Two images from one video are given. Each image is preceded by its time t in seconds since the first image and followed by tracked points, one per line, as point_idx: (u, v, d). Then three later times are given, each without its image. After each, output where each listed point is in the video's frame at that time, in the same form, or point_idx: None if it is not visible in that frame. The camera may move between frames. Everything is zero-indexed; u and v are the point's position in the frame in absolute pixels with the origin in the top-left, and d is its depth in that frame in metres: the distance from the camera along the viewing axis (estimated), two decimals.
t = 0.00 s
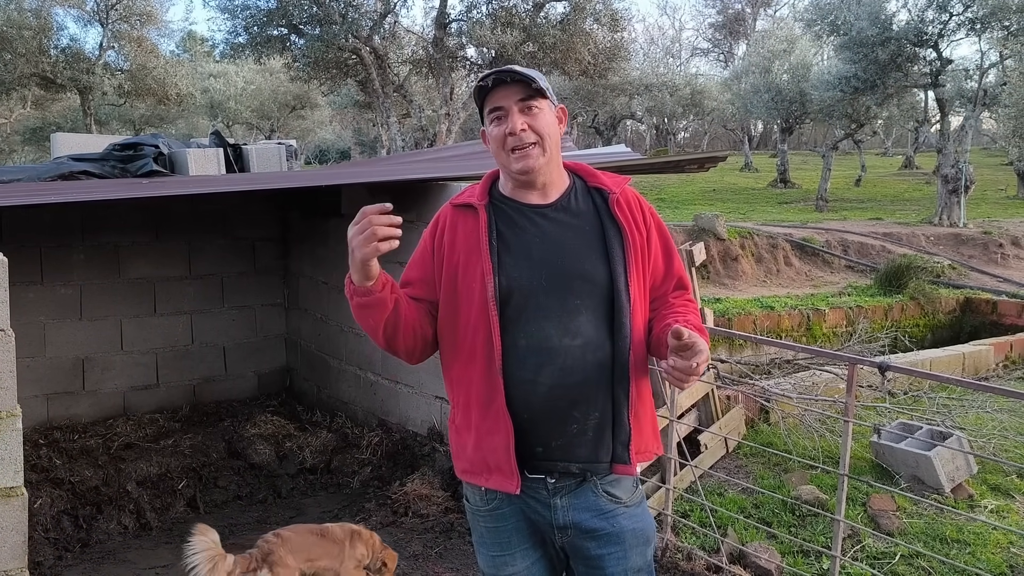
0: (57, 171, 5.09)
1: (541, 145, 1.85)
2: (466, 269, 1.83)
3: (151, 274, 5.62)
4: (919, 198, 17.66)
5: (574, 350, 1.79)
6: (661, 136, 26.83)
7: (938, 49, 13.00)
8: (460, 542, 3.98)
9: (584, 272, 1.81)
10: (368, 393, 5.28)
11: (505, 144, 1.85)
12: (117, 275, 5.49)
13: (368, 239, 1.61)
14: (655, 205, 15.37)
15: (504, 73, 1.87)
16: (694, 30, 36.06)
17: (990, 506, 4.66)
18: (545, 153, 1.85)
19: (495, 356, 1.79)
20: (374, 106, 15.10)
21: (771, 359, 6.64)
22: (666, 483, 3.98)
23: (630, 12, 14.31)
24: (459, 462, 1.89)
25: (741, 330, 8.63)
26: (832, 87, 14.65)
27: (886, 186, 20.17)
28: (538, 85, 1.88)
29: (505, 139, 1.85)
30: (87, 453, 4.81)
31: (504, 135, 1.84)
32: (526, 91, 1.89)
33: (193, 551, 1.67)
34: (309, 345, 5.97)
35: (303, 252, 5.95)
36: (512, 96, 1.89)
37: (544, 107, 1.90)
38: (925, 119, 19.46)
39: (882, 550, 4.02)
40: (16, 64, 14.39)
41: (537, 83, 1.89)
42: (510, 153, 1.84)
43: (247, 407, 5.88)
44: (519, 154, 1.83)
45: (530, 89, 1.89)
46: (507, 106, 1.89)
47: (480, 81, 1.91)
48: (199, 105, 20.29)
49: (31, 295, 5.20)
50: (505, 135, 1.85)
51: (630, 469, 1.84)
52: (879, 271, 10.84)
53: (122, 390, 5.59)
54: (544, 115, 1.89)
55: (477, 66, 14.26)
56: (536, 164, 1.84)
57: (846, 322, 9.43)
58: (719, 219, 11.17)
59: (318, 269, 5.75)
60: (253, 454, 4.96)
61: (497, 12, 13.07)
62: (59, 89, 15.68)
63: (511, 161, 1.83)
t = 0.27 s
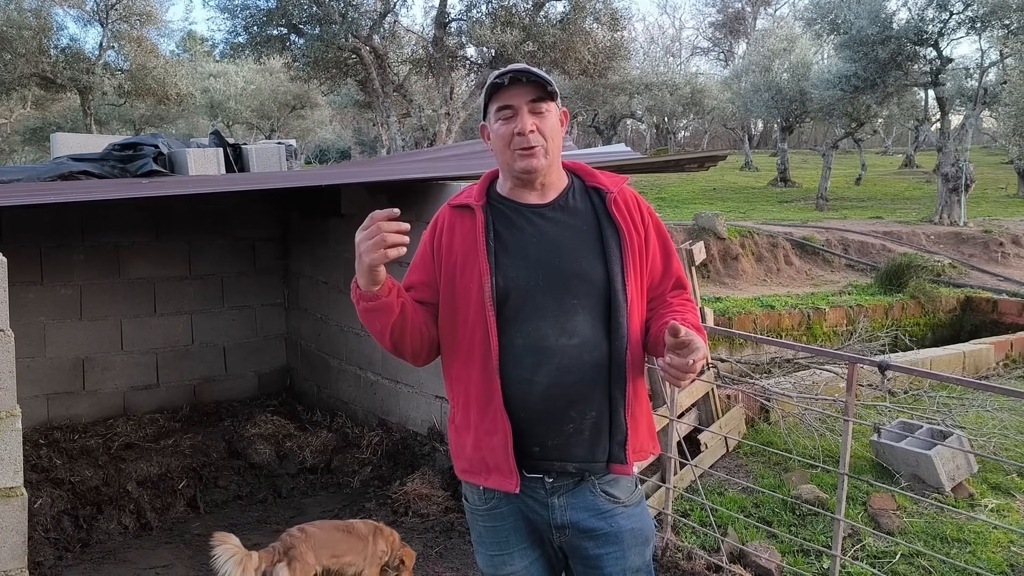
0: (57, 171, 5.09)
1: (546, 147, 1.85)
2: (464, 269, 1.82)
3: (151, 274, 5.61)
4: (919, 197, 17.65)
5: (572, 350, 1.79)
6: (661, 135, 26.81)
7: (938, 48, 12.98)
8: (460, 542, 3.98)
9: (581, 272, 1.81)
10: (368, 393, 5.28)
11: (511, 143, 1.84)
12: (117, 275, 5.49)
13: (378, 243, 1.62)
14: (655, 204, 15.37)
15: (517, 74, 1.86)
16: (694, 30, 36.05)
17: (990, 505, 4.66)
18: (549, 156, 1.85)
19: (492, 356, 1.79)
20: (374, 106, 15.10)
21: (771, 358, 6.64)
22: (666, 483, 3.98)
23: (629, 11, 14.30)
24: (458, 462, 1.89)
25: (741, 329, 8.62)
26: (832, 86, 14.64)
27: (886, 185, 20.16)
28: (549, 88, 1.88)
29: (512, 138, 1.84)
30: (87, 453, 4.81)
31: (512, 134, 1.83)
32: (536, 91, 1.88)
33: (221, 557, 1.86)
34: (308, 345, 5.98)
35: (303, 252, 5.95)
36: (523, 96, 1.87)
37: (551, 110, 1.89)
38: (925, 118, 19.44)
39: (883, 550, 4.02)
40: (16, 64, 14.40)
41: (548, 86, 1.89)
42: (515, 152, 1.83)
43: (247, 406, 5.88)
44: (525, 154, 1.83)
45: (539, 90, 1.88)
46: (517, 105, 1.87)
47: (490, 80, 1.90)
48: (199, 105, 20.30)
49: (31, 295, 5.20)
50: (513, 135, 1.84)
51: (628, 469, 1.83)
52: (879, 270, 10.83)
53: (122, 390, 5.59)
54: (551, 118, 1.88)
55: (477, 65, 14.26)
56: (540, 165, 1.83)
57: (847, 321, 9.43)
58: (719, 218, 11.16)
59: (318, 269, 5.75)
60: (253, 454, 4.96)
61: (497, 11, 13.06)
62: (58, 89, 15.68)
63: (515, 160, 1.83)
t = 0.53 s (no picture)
0: (57, 171, 5.08)
1: (563, 152, 1.84)
2: (463, 265, 1.82)
3: (151, 273, 5.61)
4: (919, 196, 17.63)
5: (570, 348, 1.79)
6: (662, 134, 26.80)
7: (938, 47, 12.96)
8: (460, 541, 3.98)
9: (579, 271, 1.81)
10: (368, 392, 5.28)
11: (531, 141, 1.82)
12: (117, 274, 5.49)
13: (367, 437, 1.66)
14: (655, 203, 15.37)
15: (559, 78, 1.82)
16: (695, 29, 36.04)
17: (991, 504, 4.65)
18: (565, 162, 1.85)
19: (490, 353, 1.79)
20: (375, 105, 15.10)
21: (771, 358, 6.64)
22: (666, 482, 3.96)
23: (630, 10, 14.29)
24: (454, 458, 1.89)
25: (741, 329, 8.61)
26: (832, 86, 14.63)
27: (887, 184, 20.14)
28: (580, 92, 1.86)
29: (534, 137, 1.83)
30: (87, 453, 4.81)
31: (536, 134, 1.82)
32: (566, 96, 1.87)
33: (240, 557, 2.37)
34: (309, 344, 5.97)
35: (304, 251, 5.95)
36: (553, 99, 1.85)
37: (572, 119, 1.89)
38: (926, 116, 19.42)
39: (883, 549, 4.02)
40: (17, 63, 14.41)
41: (578, 90, 1.86)
42: (533, 151, 1.82)
43: (247, 406, 5.88)
44: (543, 156, 1.82)
45: (570, 95, 1.87)
46: (546, 105, 1.85)
47: (517, 76, 1.85)
48: (199, 104, 20.30)
49: (31, 295, 5.20)
50: (536, 134, 1.82)
51: (625, 469, 1.82)
52: (880, 269, 10.83)
53: (122, 389, 5.59)
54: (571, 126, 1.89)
55: (477, 65, 14.26)
56: (555, 168, 1.83)
57: (847, 320, 9.42)
58: (720, 217, 11.15)
59: (319, 268, 5.75)
60: (253, 453, 4.95)
61: (497, 10, 13.05)
62: (59, 88, 15.69)
63: (532, 159, 1.82)
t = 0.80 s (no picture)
0: (58, 171, 5.09)
1: (574, 162, 1.84)
2: (463, 269, 1.83)
3: (153, 272, 5.62)
4: (921, 195, 17.61)
5: (577, 349, 1.78)
6: (663, 133, 26.79)
7: (940, 45, 12.94)
8: (461, 540, 3.99)
9: (585, 273, 1.81)
10: (370, 391, 5.29)
11: (546, 148, 1.81)
12: (119, 274, 5.50)
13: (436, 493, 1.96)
14: (656, 202, 15.36)
15: (586, 91, 1.81)
16: (696, 28, 36.01)
17: (992, 503, 4.65)
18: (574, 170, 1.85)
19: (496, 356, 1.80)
20: (376, 104, 15.10)
21: (773, 357, 6.64)
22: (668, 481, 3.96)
23: (631, 9, 14.28)
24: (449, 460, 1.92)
25: (742, 328, 8.62)
26: (833, 84, 14.61)
27: (889, 183, 20.11)
28: (600, 102, 1.85)
29: (549, 145, 1.81)
30: (89, 452, 4.81)
31: (553, 141, 1.81)
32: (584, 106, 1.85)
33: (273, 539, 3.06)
34: (310, 343, 5.98)
35: (305, 250, 5.95)
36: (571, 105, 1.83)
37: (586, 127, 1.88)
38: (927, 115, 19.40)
39: (885, 548, 4.02)
40: (18, 63, 14.42)
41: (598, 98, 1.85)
42: (548, 158, 1.81)
43: (249, 405, 5.89)
44: (556, 165, 1.81)
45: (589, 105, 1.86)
46: (566, 113, 1.82)
47: (539, 79, 1.82)
48: (200, 104, 20.31)
49: (33, 294, 5.20)
50: (552, 141, 1.81)
51: (637, 470, 1.83)
52: (881, 268, 10.82)
53: (124, 389, 5.60)
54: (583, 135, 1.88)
55: (478, 64, 14.26)
56: (567, 175, 1.83)
57: (849, 319, 9.41)
58: (721, 216, 11.15)
59: (320, 267, 5.75)
60: (255, 452, 4.96)
61: (498, 9, 13.05)
62: (61, 88, 15.70)
63: (547, 167, 1.81)
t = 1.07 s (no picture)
0: (59, 170, 5.09)
1: (570, 159, 1.84)
2: (467, 269, 1.82)
3: (154, 272, 5.62)
4: (922, 195, 17.61)
5: (577, 351, 1.79)
6: (664, 133, 26.78)
7: (941, 45, 12.92)
8: (462, 540, 3.98)
9: (586, 275, 1.81)
10: (371, 391, 5.29)
11: (539, 147, 1.81)
12: (120, 274, 5.50)
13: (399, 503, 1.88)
14: (657, 202, 15.37)
15: (569, 85, 1.81)
16: (697, 28, 35.99)
17: (993, 503, 4.65)
18: (571, 167, 1.84)
19: (496, 357, 1.79)
20: (376, 104, 15.11)
21: (774, 356, 6.64)
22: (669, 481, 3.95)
23: (632, 9, 14.27)
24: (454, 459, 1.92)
25: (743, 327, 8.62)
26: (834, 84, 14.61)
27: (890, 182, 20.11)
28: (590, 96, 1.85)
29: (541, 143, 1.81)
30: (90, 452, 4.82)
31: (545, 139, 1.81)
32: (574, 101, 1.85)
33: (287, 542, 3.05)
34: (311, 343, 5.98)
35: (306, 250, 5.95)
36: (561, 102, 1.83)
37: (581, 122, 1.88)
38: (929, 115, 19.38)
39: (886, 548, 4.02)
40: (20, 63, 14.44)
41: (589, 93, 1.85)
42: (540, 157, 1.81)
43: (250, 405, 5.89)
44: (550, 164, 1.81)
45: (579, 100, 1.86)
46: (555, 109, 1.83)
47: (528, 79, 1.83)
48: (201, 104, 20.32)
49: (34, 294, 5.21)
50: (544, 139, 1.81)
51: (631, 472, 1.85)
52: (882, 268, 10.82)
53: (125, 389, 5.60)
54: (579, 129, 1.88)
55: (479, 64, 14.26)
56: (562, 174, 1.82)
57: (849, 319, 9.40)
58: (722, 216, 11.16)
59: (321, 268, 5.75)
60: (256, 452, 4.96)
61: (499, 9, 13.04)
62: (62, 88, 15.71)
63: (540, 166, 1.81)
